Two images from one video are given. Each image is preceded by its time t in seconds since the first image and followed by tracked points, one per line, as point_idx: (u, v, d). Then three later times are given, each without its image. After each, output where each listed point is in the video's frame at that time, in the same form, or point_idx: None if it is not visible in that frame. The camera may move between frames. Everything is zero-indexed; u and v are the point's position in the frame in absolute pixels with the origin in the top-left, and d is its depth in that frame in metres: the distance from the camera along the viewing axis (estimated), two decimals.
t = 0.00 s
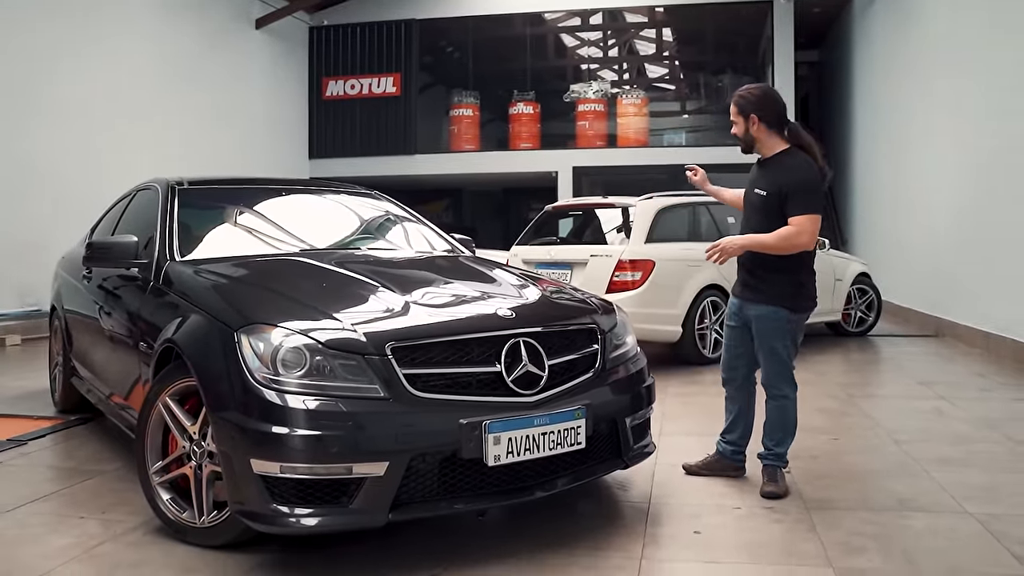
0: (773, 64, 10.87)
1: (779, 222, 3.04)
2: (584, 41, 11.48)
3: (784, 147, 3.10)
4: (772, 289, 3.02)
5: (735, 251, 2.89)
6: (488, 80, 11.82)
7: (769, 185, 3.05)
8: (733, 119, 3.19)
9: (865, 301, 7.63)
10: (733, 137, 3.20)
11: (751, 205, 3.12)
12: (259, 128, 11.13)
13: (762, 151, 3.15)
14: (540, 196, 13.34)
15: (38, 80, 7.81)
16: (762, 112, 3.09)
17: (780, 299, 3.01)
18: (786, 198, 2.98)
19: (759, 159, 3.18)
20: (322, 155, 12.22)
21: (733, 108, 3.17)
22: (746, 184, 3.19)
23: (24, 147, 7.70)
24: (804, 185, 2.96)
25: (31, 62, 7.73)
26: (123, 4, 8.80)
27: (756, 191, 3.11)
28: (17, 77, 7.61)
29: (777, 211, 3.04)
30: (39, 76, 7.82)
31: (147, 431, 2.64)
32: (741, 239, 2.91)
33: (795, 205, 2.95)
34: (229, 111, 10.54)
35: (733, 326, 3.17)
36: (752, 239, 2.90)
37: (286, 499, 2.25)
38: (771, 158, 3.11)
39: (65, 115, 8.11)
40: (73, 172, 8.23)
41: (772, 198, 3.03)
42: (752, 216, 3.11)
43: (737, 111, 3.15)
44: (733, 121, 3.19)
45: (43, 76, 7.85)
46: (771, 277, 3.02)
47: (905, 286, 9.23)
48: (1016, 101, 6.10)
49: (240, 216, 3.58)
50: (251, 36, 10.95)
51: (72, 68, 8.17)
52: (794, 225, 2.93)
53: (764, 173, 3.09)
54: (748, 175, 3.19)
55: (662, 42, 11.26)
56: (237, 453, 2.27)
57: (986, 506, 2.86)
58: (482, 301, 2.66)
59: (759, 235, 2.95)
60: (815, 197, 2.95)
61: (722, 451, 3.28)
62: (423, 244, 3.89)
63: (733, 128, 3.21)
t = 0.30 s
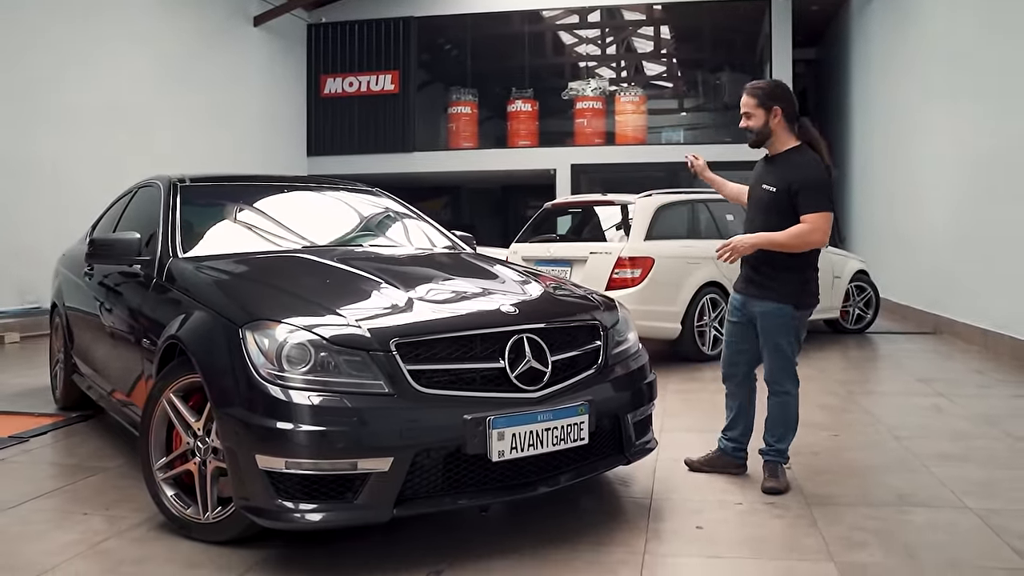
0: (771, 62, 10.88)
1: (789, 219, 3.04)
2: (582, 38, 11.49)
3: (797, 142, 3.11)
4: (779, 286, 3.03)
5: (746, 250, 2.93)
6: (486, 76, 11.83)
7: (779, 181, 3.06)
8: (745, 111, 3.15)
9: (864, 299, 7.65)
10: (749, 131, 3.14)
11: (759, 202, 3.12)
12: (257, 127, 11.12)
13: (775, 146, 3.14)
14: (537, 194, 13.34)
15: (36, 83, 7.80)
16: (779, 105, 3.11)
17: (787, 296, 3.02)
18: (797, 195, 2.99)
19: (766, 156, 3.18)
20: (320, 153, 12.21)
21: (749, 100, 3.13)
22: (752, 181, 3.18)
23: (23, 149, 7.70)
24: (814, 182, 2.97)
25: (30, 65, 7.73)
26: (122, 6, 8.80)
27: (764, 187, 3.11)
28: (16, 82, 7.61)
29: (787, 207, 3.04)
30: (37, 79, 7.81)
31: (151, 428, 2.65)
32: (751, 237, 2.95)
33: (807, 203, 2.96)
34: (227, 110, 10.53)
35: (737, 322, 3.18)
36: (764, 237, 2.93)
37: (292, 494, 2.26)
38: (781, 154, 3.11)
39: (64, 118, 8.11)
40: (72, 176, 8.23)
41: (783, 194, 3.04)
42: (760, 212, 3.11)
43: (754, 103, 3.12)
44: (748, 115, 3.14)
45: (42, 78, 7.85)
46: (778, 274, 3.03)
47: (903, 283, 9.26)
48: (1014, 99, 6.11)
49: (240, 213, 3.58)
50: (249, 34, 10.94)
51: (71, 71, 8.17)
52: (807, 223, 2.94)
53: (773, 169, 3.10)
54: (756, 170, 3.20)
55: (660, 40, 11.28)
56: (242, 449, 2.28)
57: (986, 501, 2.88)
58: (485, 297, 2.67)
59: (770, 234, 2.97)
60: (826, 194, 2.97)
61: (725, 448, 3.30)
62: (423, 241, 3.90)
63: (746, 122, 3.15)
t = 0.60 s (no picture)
0: (770, 60, 10.83)
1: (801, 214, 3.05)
2: (580, 36, 11.51)
3: (808, 140, 3.14)
4: (788, 279, 3.06)
5: (762, 246, 2.93)
6: (484, 74, 11.88)
7: (794, 179, 3.07)
8: (772, 105, 3.09)
9: (861, 296, 7.67)
10: (776, 126, 3.08)
11: (771, 199, 3.12)
12: (255, 125, 11.12)
13: (791, 143, 3.13)
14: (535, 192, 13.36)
15: (36, 82, 7.79)
16: (800, 103, 3.11)
17: (798, 291, 3.05)
18: (815, 193, 3.01)
19: (774, 153, 3.18)
20: (318, 150, 12.21)
21: (779, 94, 3.06)
22: (761, 178, 3.18)
23: (23, 149, 7.70)
24: (831, 180, 3.01)
25: (30, 65, 7.72)
26: (122, 5, 8.80)
27: (776, 185, 3.11)
28: (16, 82, 7.60)
29: (802, 205, 3.06)
30: (36, 79, 7.80)
31: (154, 425, 2.66)
32: (771, 234, 2.94)
33: (824, 201, 2.99)
34: (226, 109, 10.53)
35: (742, 319, 3.18)
36: (784, 234, 2.93)
37: (296, 491, 2.27)
38: (793, 152, 3.12)
39: (62, 118, 8.10)
40: (70, 175, 8.24)
41: (799, 191, 3.05)
42: (773, 209, 3.11)
43: (784, 97, 3.07)
44: (775, 109, 3.08)
45: (41, 79, 7.85)
46: (791, 271, 3.05)
47: (900, 280, 9.29)
48: (1011, 97, 6.14)
49: (239, 210, 3.59)
50: (247, 32, 10.93)
51: (70, 72, 8.17)
52: (824, 221, 2.96)
53: (784, 167, 3.11)
54: (763, 168, 3.18)
55: (657, 38, 11.31)
56: (246, 446, 2.29)
57: (985, 497, 2.90)
58: (488, 295, 2.68)
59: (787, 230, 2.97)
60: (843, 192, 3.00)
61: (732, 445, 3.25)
62: (423, 237, 3.91)
63: (774, 116, 3.08)
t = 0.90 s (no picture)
0: (767, 57, 10.83)
1: (810, 211, 3.06)
2: (578, 34, 11.52)
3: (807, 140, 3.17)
4: (796, 276, 3.06)
5: (791, 247, 2.91)
6: (482, 73, 11.91)
7: (803, 177, 3.07)
8: (778, 103, 3.08)
9: (860, 294, 7.69)
10: (782, 123, 3.07)
11: (779, 197, 3.10)
12: (254, 123, 11.11)
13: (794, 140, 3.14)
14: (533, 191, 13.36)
15: (36, 81, 7.79)
16: (802, 102, 3.12)
17: (808, 289, 3.08)
18: (828, 190, 3.01)
19: (776, 152, 3.17)
20: (315, 148, 12.20)
21: (785, 92, 3.06)
22: (766, 177, 3.15)
23: (21, 148, 7.68)
24: (840, 177, 3.03)
25: (30, 64, 7.72)
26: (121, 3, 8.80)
27: (785, 183, 3.10)
28: (15, 80, 7.59)
29: (813, 202, 3.05)
30: (36, 77, 7.79)
31: (157, 423, 2.66)
32: (797, 233, 2.92)
33: (833, 198, 3.01)
34: (225, 106, 10.52)
35: (747, 316, 3.16)
36: (809, 233, 2.92)
37: (301, 489, 2.28)
38: (796, 151, 3.13)
39: (62, 115, 8.10)
40: (68, 174, 8.21)
41: (810, 189, 3.04)
42: (783, 208, 3.09)
43: (790, 95, 3.07)
44: (781, 106, 3.08)
45: (39, 77, 7.83)
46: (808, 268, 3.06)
47: (898, 279, 9.31)
48: (1008, 96, 6.16)
49: (239, 208, 3.60)
50: (246, 31, 10.93)
51: (68, 70, 8.15)
52: (840, 217, 2.98)
53: (790, 166, 3.10)
54: (764, 168, 3.18)
55: (655, 37, 11.35)
56: (251, 444, 2.30)
57: (985, 494, 2.91)
58: (491, 293, 2.69)
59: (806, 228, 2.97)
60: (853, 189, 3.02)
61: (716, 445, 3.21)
62: (423, 236, 3.91)
63: (780, 114, 3.08)
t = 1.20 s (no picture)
0: (766, 57, 10.85)
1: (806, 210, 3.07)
2: (576, 33, 11.52)
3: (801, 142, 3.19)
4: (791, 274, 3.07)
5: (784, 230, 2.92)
6: (481, 72, 11.90)
7: (802, 175, 3.09)
8: (777, 101, 3.10)
9: (858, 293, 7.70)
10: (782, 121, 3.08)
11: (779, 196, 3.09)
12: (253, 122, 11.11)
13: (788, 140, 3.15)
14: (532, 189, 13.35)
15: (35, 81, 7.79)
16: (799, 103, 3.15)
17: (807, 287, 3.07)
18: (826, 188, 3.05)
19: (771, 151, 3.17)
20: (314, 147, 12.18)
21: (784, 90, 3.09)
22: (763, 176, 3.14)
23: (20, 147, 7.67)
24: (837, 175, 3.08)
25: (28, 63, 7.71)
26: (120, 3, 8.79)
27: (783, 181, 3.10)
28: (14, 79, 7.58)
29: (812, 200, 3.07)
30: (34, 77, 7.78)
31: (161, 423, 2.66)
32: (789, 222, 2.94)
33: (829, 196, 3.03)
34: (223, 105, 10.51)
35: (744, 317, 3.15)
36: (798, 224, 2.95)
37: (306, 488, 2.28)
38: (791, 150, 3.14)
39: (60, 115, 8.08)
40: (67, 173, 8.20)
41: (810, 186, 3.07)
42: (783, 206, 3.08)
43: (788, 94, 3.10)
44: (780, 104, 3.10)
45: (37, 76, 7.81)
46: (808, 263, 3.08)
47: (896, 277, 9.33)
48: (1006, 96, 6.18)
49: (239, 207, 3.60)
50: (244, 30, 10.91)
51: (66, 69, 8.14)
52: (835, 213, 3.00)
53: (787, 165, 3.11)
54: (758, 165, 3.17)
55: (653, 36, 11.36)
56: (256, 444, 2.30)
57: (986, 493, 2.92)
58: (493, 292, 2.70)
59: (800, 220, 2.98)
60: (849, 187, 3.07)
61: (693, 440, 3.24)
62: (423, 235, 3.91)
63: (779, 111, 3.09)
